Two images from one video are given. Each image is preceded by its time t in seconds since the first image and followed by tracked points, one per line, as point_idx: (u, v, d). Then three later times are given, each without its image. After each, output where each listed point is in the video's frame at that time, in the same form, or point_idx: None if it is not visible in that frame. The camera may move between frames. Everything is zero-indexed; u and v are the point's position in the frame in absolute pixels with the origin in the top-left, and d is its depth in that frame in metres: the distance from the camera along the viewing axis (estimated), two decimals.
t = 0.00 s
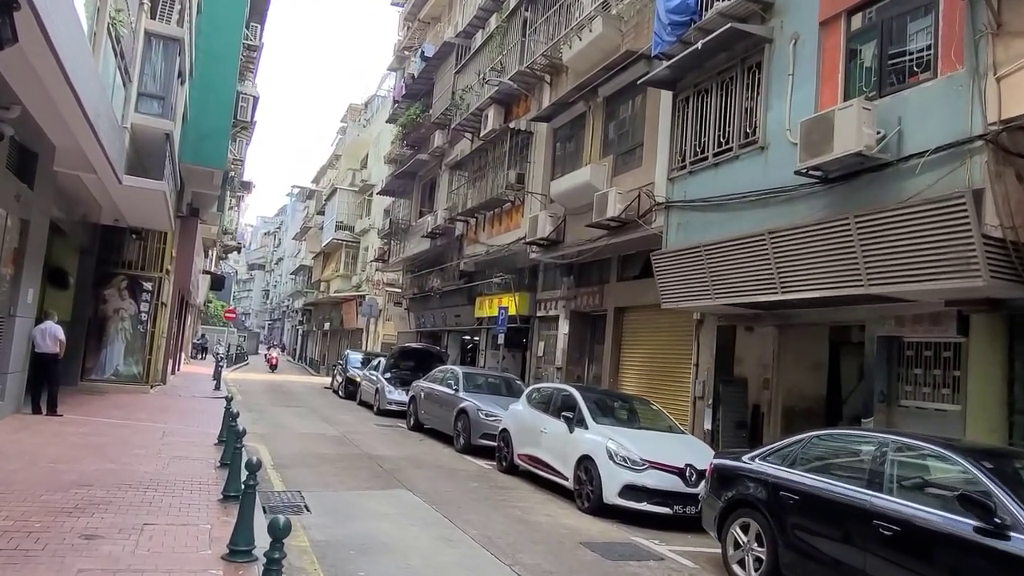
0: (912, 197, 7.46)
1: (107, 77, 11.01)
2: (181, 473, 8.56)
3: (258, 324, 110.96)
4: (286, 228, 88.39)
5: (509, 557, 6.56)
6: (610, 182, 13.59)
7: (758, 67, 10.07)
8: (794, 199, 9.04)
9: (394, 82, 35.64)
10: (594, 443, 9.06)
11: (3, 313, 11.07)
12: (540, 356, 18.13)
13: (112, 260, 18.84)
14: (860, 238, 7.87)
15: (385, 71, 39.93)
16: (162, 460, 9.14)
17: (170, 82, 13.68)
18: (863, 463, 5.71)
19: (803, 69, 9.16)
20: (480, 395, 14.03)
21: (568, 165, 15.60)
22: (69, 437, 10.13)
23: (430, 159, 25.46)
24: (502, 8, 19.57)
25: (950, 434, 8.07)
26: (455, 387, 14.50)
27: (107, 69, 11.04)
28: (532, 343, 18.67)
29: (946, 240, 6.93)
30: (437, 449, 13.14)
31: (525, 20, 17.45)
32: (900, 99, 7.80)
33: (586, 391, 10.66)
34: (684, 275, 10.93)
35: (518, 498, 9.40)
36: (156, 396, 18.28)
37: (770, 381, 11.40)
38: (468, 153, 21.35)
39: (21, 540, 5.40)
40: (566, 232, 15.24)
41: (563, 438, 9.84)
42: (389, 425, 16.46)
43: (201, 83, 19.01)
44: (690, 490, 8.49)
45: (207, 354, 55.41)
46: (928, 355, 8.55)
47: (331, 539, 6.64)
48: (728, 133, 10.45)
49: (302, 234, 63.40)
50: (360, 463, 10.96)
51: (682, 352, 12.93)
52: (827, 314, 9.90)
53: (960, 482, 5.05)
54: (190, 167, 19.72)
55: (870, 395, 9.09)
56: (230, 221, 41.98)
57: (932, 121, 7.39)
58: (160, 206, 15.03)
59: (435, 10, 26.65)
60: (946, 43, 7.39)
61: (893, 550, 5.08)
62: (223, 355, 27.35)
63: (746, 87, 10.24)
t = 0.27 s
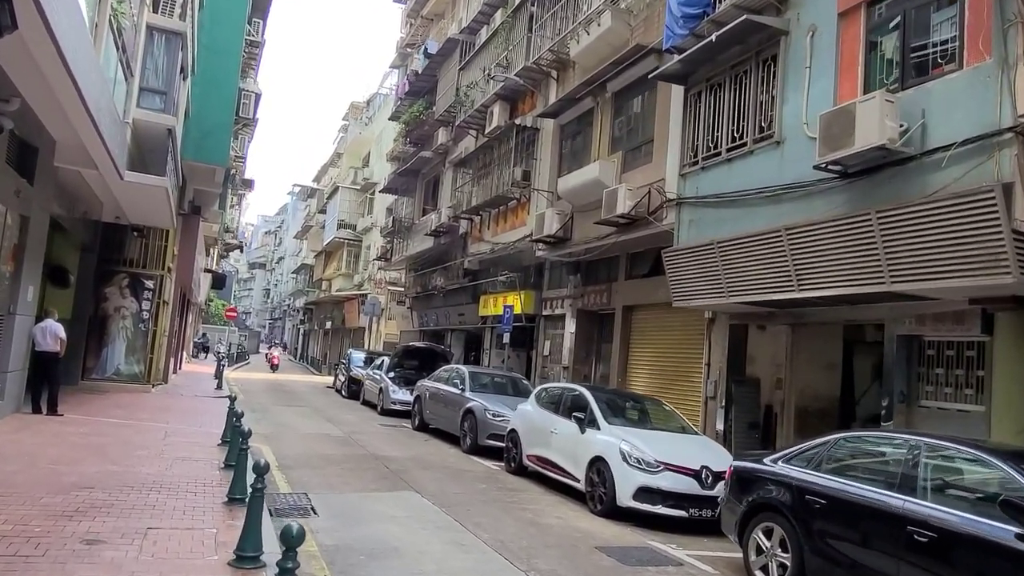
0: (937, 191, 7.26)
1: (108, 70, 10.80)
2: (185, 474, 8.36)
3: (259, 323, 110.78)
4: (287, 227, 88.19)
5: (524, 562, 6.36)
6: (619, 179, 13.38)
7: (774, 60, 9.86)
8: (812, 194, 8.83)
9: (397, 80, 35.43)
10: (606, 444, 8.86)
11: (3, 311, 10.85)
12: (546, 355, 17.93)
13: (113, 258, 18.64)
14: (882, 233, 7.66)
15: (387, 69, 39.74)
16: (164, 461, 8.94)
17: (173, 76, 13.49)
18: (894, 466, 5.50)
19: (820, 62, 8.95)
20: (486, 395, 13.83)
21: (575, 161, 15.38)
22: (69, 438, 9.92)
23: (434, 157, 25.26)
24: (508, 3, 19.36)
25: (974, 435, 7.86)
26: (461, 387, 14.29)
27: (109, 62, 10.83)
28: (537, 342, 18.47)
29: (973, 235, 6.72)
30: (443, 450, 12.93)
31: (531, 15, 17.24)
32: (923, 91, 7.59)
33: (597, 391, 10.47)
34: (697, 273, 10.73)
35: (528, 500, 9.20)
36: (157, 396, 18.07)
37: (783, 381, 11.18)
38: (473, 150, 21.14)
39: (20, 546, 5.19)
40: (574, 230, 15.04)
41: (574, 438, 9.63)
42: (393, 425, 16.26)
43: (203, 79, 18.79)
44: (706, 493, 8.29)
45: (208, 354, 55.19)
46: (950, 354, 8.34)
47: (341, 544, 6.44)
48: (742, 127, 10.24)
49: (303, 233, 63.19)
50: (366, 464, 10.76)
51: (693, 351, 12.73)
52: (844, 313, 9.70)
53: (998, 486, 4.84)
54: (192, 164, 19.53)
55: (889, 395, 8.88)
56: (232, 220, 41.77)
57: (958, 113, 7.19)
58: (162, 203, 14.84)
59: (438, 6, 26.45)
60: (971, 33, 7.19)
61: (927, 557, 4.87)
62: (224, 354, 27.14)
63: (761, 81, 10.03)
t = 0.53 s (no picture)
0: (962, 188, 7.05)
1: (111, 65, 10.62)
2: (189, 478, 8.17)
3: (261, 323, 110.65)
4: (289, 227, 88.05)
5: (539, 569, 6.16)
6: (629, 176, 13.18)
7: (790, 54, 9.66)
8: (831, 191, 8.62)
9: (400, 78, 35.23)
10: (620, 447, 8.67)
11: (3, 310, 10.66)
12: (553, 355, 17.72)
13: (116, 257, 18.47)
14: (904, 231, 7.45)
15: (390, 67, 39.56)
16: (168, 464, 8.75)
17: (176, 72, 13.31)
18: (927, 472, 5.29)
19: (839, 55, 8.74)
20: (494, 395, 13.63)
21: (583, 159, 15.18)
22: (71, 439, 9.74)
23: (438, 155, 25.08)
24: None
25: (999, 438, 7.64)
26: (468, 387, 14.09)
27: (111, 57, 10.65)
28: (544, 342, 18.27)
29: (1002, 232, 6.50)
30: (450, 451, 12.75)
31: (538, 11, 17.04)
32: (948, 84, 7.38)
33: (608, 392, 10.27)
34: (710, 271, 10.52)
35: (540, 504, 9.00)
36: (160, 396, 17.89)
37: (797, 382, 10.95)
38: (478, 148, 20.95)
39: (19, 554, 5.00)
40: (582, 228, 14.83)
41: (586, 441, 9.44)
42: (399, 426, 16.07)
43: (205, 77, 18.58)
44: (722, 497, 8.09)
45: (210, 354, 55.01)
46: (973, 355, 8.12)
47: (351, 550, 6.25)
48: (757, 123, 10.03)
49: (305, 232, 63.01)
50: (373, 466, 10.56)
51: (704, 351, 12.52)
52: (862, 312, 9.49)
53: None
54: (195, 162, 19.37)
55: (909, 397, 8.68)
56: (234, 218, 41.60)
57: (985, 107, 6.97)
58: (165, 201, 14.67)
59: (443, 3, 26.27)
60: (999, 25, 6.98)
61: (964, 568, 4.67)
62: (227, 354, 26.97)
63: (776, 75, 9.82)
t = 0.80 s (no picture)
0: (1005, 180, 6.76)
1: (125, 62, 10.49)
2: (204, 480, 8.02)
3: (273, 324, 111.05)
4: (301, 228, 88.25)
5: None
6: (648, 173, 12.94)
7: (818, 44, 9.40)
8: (862, 185, 8.35)
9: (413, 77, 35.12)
10: (643, 449, 8.43)
11: (18, 309, 10.55)
12: (569, 355, 17.50)
13: (130, 257, 18.42)
14: (942, 225, 7.17)
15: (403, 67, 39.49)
16: (182, 465, 8.60)
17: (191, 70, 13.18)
18: (976, 477, 5.04)
19: (870, 46, 8.47)
20: (511, 396, 13.41)
21: (601, 156, 14.95)
22: (85, 440, 9.61)
23: (452, 154, 24.93)
24: None
25: None
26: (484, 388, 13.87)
27: (126, 53, 10.53)
28: (560, 342, 18.03)
29: None
30: (466, 453, 12.55)
31: (554, 7, 16.83)
32: (989, 73, 7.10)
33: (630, 393, 10.03)
34: (734, 269, 10.27)
35: (561, 507, 8.78)
36: (174, 396, 17.80)
37: (823, 383, 10.67)
38: (493, 146, 20.77)
39: (30, 559, 4.84)
40: (599, 226, 14.59)
41: (607, 442, 9.21)
42: (414, 427, 15.89)
43: (220, 77, 18.50)
44: (751, 501, 7.84)
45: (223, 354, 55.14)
46: (1012, 355, 7.83)
47: (370, 556, 6.05)
48: (784, 116, 9.77)
49: (318, 233, 63.07)
50: (389, 468, 10.38)
51: (726, 352, 12.24)
52: (892, 311, 9.21)
53: None
54: (209, 162, 19.30)
55: (943, 398, 8.40)
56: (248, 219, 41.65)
57: None
58: (179, 200, 14.56)
59: (457, 2, 26.13)
60: None
61: None
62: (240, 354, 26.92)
63: (803, 67, 9.55)
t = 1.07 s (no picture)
0: None
1: (142, 62, 10.38)
2: (221, 487, 7.84)
3: (288, 326, 111.49)
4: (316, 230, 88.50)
5: None
6: (671, 173, 12.68)
7: (851, 40, 9.11)
8: (899, 185, 8.05)
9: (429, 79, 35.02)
10: (671, 457, 8.17)
11: (35, 312, 10.44)
12: (588, 359, 17.24)
13: (146, 259, 18.37)
14: (986, 226, 6.86)
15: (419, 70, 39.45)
16: (199, 471, 8.44)
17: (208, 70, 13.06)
18: None
19: (907, 40, 8.19)
20: (530, 401, 13.17)
21: (622, 157, 14.70)
22: (101, 444, 9.49)
23: (469, 156, 24.77)
24: None
25: None
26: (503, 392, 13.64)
27: (143, 53, 10.41)
28: (579, 346, 17.77)
29: None
30: (485, 458, 12.33)
31: (574, 6, 16.61)
32: None
33: (655, 398, 9.77)
34: (762, 272, 9.99)
35: (585, 517, 8.54)
36: (190, 399, 17.71)
37: (853, 389, 10.35)
38: (510, 148, 20.57)
39: (42, 572, 4.67)
40: (620, 228, 14.34)
41: (632, 450, 8.96)
42: (431, 431, 15.69)
43: (237, 79, 18.41)
44: (783, 513, 7.55)
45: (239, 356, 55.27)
46: None
47: (392, 569, 5.84)
48: (815, 114, 9.50)
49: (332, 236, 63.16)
50: (407, 474, 10.18)
51: (753, 357, 11.93)
52: (929, 315, 8.89)
53: None
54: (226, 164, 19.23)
55: (984, 406, 8.08)
56: (264, 222, 41.72)
57: None
58: (196, 201, 14.45)
59: (474, 3, 25.99)
60: None
61: None
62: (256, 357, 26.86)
63: (835, 64, 9.27)
